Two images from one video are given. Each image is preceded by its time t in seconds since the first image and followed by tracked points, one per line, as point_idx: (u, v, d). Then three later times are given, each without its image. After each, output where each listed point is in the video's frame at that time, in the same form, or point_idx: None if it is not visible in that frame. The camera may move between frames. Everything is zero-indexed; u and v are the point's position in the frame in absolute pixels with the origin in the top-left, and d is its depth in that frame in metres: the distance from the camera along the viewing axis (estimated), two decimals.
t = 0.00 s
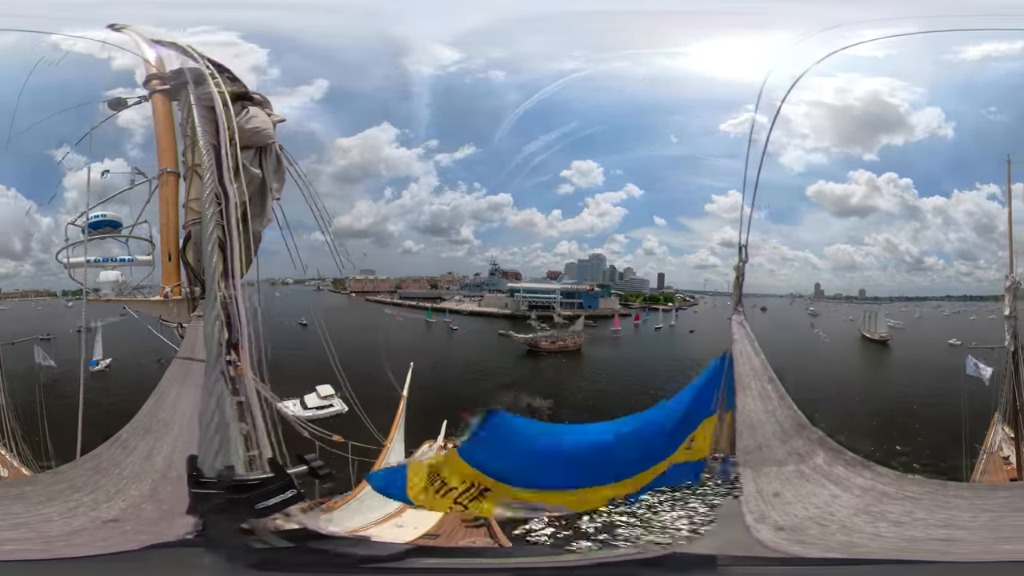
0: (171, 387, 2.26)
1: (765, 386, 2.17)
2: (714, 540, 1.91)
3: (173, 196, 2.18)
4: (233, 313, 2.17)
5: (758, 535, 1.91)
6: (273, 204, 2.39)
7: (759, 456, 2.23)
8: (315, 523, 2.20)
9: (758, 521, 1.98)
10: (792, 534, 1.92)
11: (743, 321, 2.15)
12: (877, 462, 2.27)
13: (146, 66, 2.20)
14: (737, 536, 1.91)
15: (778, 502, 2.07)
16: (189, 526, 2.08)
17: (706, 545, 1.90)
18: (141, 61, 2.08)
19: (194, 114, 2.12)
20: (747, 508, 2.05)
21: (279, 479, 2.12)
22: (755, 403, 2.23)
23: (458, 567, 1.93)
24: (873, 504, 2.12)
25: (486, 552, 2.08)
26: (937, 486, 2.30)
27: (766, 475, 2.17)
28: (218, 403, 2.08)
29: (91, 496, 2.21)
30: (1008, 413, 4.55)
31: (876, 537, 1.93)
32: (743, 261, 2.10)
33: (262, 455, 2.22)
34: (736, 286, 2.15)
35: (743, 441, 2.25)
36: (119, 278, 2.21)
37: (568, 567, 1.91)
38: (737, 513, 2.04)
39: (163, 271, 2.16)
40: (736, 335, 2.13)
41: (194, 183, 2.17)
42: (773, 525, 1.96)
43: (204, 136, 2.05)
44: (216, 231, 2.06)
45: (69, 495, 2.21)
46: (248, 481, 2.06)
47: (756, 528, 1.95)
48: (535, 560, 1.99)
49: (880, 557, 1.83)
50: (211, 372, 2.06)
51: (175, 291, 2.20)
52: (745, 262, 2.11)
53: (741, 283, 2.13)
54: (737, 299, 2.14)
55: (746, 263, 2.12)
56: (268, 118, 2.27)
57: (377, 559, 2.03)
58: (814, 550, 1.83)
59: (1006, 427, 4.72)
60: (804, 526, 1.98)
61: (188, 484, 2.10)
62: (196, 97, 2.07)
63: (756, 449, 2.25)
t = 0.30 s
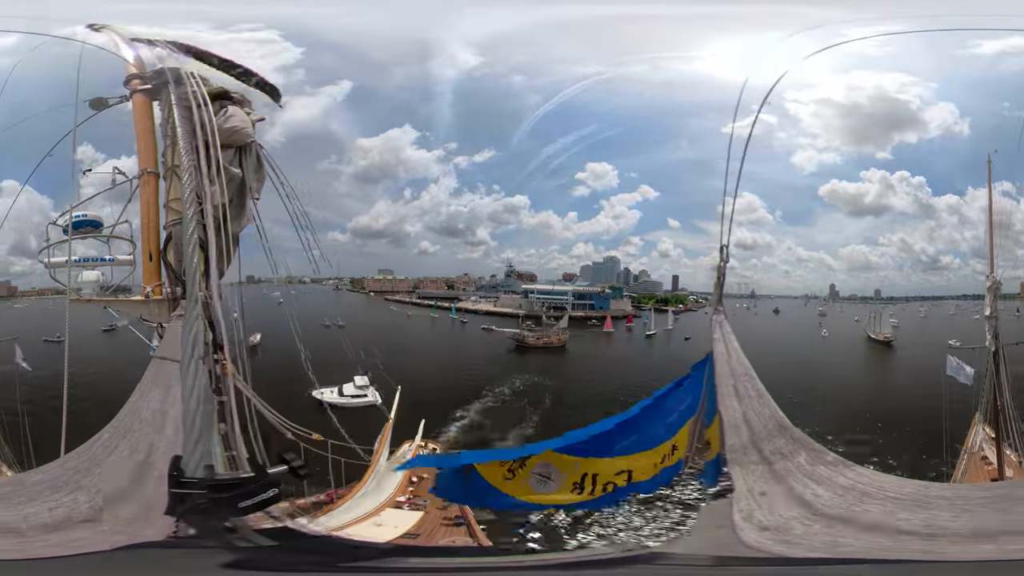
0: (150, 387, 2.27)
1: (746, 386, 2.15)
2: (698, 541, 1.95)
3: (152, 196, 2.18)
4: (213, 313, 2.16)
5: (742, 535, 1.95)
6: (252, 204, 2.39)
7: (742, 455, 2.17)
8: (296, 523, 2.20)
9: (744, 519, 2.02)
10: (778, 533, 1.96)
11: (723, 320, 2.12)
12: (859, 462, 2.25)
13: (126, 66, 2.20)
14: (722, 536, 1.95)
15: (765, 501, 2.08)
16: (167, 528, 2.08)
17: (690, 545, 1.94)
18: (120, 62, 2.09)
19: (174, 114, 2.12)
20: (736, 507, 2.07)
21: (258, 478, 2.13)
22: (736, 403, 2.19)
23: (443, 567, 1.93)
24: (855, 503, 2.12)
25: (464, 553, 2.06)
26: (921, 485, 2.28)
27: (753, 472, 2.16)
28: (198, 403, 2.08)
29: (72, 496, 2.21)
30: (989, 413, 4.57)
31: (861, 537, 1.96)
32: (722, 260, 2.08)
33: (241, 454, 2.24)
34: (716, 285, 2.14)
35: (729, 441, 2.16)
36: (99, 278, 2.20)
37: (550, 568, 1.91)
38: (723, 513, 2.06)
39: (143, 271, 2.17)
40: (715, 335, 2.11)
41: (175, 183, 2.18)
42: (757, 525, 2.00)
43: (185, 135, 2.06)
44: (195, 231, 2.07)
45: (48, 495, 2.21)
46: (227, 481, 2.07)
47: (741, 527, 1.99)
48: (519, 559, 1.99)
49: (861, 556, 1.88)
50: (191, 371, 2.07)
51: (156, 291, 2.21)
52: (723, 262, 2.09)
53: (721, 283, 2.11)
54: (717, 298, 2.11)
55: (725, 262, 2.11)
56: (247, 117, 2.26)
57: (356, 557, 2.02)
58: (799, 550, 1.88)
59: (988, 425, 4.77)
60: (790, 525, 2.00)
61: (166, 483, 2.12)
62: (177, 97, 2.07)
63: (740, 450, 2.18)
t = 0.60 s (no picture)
0: (136, 386, 2.27)
1: (731, 386, 2.13)
2: (682, 543, 1.96)
3: (138, 196, 2.17)
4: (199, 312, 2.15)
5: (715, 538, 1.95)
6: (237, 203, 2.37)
7: (721, 457, 2.15)
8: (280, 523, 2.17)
9: (719, 521, 2.02)
10: (752, 535, 1.95)
11: (709, 321, 2.10)
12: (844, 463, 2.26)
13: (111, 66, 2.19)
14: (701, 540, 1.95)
15: (744, 503, 2.08)
16: (158, 526, 2.05)
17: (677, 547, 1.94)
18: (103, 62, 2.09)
19: (159, 114, 2.12)
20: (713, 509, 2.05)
21: (245, 477, 2.14)
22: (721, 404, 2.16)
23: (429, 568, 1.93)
24: (841, 505, 2.13)
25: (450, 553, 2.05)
26: (907, 486, 2.31)
27: (730, 475, 2.15)
28: (186, 402, 2.09)
29: (58, 496, 2.21)
30: (975, 413, 4.63)
31: (844, 540, 1.95)
32: (708, 259, 2.06)
33: (226, 454, 2.17)
34: (702, 285, 2.12)
35: (704, 441, 2.13)
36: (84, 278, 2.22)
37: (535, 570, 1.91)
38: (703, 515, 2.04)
39: (129, 271, 2.17)
40: (700, 335, 2.09)
41: (160, 182, 2.18)
42: (733, 527, 2.00)
43: (170, 135, 2.06)
44: (181, 229, 2.07)
45: (35, 496, 2.21)
46: (214, 481, 2.08)
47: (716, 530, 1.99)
48: (500, 561, 1.97)
49: (846, 561, 1.85)
50: (177, 371, 2.07)
51: (141, 291, 2.22)
52: (710, 261, 2.07)
53: (706, 283, 2.09)
54: (702, 298, 2.10)
55: (712, 262, 2.09)
56: (230, 116, 2.26)
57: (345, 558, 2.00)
58: (774, 553, 1.86)
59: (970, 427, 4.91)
60: (767, 528, 2.00)
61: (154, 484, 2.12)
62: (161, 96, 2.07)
63: (720, 450, 2.16)
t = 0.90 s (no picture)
0: (125, 386, 2.26)
1: (719, 385, 2.14)
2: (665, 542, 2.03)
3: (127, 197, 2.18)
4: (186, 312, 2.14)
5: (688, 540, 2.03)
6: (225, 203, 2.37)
7: (710, 458, 2.14)
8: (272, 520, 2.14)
9: (697, 523, 2.09)
10: (731, 538, 2.06)
11: (697, 321, 2.10)
12: (832, 463, 2.27)
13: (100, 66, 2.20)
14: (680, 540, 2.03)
15: (725, 505, 2.10)
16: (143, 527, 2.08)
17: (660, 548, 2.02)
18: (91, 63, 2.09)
19: (148, 114, 2.13)
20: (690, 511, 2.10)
21: (233, 478, 2.13)
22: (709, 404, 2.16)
23: (419, 567, 1.91)
24: (828, 506, 2.14)
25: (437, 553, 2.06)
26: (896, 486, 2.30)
27: (716, 475, 2.14)
28: (176, 402, 2.09)
29: (46, 496, 2.21)
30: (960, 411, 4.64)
31: (826, 540, 2.01)
32: (696, 259, 2.06)
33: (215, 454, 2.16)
34: (691, 285, 2.11)
35: (693, 441, 2.12)
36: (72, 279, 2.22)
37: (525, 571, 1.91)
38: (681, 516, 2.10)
39: (118, 272, 2.18)
40: (689, 334, 2.09)
41: (149, 183, 2.18)
42: (713, 530, 2.08)
43: (159, 136, 2.07)
44: (171, 230, 2.08)
45: (24, 495, 2.22)
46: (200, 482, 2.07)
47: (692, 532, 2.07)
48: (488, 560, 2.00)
49: (825, 561, 1.93)
50: (166, 372, 2.07)
51: (130, 293, 2.20)
52: (698, 261, 2.06)
53: (695, 283, 2.08)
54: (691, 297, 2.10)
55: (700, 262, 2.08)
56: (219, 116, 2.25)
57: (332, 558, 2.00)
58: (745, 554, 1.99)
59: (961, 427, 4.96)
60: (750, 532, 2.09)
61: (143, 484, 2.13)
62: (150, 97, 2.08)
63: (709, 451, 2.15)
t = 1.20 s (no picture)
0: (113, 386, 2.25)
1: (708, 386, 2.15)
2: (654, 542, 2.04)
3: (114, 196, 2.17)
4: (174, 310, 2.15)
5: (676, 539, 2.05)
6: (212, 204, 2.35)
7: (699, 458, 2.15)
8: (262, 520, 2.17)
9: (684, 523, 2.11)
10: (720, 537, 2.08)
11: (687, 322, 2.13)
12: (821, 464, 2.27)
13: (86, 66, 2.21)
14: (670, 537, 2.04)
15: (712, 506, 2.12)
16: (133, 526, 2.08)
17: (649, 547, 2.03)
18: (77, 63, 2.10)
19: (135, 114, 2.15)
20: (679, 510, 2.12)
21: (222, 477, 2.12)
22: (699, 404, 2.16)
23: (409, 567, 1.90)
24: (816, 506, 2.13)
25: (424, 554, 2.05)
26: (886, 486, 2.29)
27: (705, 476, 2.16)
28: (164, 401, 2.09)
29: (36, 496, 2.20)
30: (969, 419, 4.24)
31: (816, 541, 2.00)
32: (684, 259, 2.04)
33: (202, 454, 2.17)
34: (680, 286, 2.12)
35: (682, 443, 2.12)
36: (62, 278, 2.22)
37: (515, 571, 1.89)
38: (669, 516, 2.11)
39: (106, 273, 2.19)
40: (677, 334, 2.11)
41: (136, 182, 2.18)
42: (701, 530, 2.11)
43: (148, 136, 2.08)
44: (158, 228, 2.06)
45: (14, 495, 2.21)
46: (189, 482, 2.07)
47: (681, 531, 2.09)
48: (476, 560, 1.99)
49: (816, 561, 1.95)
50: (155, 371, 2.07)
51: (118, 292, 2.23)
52: (685, 260, 2.05)
53: (682, 283, 2.09)
54: (679, 297, 2.11)
55: (688, 261, 2.08)
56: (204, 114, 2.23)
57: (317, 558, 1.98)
58: (733, 554, 2.00)
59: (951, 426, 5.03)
60: (737, 531, 2.09)
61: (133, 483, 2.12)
62: (138, 97, 2.09)
63: (697, 451, 2.16)
